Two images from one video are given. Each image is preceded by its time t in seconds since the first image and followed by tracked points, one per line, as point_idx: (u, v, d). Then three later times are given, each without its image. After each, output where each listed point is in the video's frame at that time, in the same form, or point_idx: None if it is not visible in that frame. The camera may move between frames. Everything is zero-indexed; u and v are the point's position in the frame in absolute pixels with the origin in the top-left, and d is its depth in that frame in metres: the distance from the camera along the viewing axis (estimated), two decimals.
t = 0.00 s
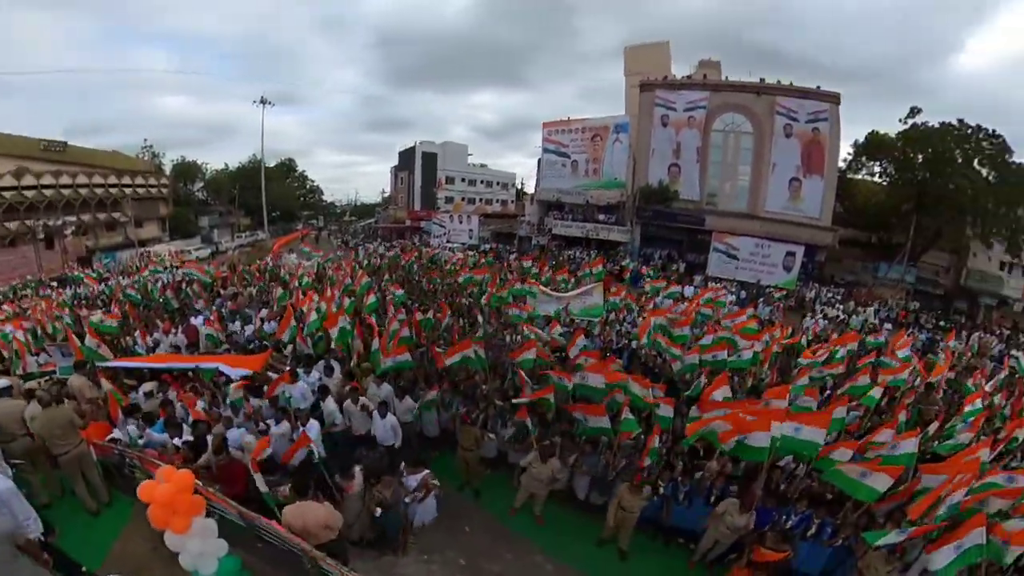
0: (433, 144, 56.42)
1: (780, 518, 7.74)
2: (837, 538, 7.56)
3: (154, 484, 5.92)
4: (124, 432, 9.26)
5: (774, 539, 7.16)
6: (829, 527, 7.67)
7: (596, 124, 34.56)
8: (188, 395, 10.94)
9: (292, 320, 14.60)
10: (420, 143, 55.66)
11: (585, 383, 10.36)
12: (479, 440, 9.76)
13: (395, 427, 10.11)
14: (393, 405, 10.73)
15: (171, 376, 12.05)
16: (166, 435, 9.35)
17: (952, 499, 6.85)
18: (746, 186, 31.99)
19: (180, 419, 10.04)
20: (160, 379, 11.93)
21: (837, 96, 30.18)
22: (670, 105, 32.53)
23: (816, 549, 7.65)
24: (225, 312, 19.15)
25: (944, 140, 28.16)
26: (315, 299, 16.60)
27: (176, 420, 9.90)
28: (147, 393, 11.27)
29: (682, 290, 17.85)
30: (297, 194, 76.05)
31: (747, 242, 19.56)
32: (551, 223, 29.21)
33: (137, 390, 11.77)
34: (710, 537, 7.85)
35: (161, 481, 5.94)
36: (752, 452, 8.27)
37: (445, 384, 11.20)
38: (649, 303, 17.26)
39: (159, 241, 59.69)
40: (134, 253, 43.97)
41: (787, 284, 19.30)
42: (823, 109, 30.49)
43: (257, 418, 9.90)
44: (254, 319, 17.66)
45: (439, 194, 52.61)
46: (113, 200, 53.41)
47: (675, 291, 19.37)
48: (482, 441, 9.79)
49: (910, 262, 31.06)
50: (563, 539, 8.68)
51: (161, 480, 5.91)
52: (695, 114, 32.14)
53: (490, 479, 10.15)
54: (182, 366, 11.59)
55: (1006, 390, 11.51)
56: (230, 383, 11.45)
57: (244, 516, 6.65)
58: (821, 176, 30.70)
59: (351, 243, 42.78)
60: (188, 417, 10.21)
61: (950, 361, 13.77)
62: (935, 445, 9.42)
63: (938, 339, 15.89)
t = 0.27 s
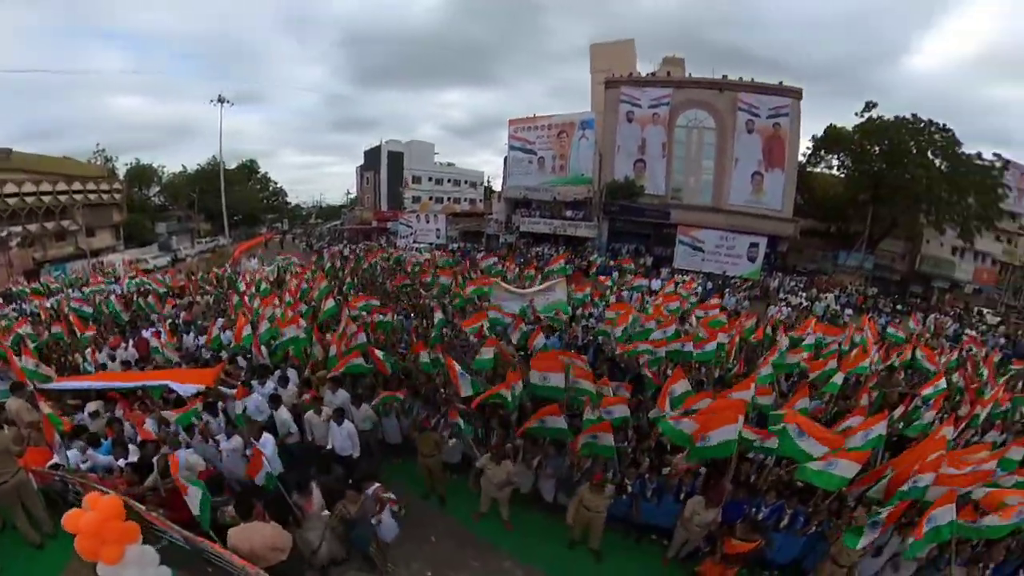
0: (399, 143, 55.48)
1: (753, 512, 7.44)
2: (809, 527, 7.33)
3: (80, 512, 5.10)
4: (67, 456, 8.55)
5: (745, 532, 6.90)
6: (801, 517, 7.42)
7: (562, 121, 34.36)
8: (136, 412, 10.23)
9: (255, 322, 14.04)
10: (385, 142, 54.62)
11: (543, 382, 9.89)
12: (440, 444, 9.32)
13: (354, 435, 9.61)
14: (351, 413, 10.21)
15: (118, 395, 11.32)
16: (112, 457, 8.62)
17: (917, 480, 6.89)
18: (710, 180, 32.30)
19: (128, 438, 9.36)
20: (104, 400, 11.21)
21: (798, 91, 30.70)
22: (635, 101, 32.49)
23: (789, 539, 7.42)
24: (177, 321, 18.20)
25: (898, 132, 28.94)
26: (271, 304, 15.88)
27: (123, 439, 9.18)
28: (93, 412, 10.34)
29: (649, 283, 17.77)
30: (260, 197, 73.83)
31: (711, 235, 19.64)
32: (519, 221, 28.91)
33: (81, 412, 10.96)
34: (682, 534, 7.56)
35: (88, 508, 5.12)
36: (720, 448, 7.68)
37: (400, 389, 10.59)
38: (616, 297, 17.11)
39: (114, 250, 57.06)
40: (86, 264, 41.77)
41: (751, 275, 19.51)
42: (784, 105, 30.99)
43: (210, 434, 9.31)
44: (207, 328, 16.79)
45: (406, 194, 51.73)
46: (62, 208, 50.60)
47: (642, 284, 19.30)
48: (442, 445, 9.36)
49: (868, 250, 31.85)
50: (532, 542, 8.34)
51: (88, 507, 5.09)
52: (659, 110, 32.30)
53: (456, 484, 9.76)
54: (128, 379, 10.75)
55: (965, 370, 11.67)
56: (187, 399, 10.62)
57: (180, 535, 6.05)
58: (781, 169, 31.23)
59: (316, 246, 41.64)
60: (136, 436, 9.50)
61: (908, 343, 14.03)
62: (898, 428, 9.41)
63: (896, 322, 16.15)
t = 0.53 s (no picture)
0: (364, 143, 54.44)
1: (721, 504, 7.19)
2: (779, 515, 7.19)
3: (9, 546, 4.63)
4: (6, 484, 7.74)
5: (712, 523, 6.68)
6: (770, 507, 7.28)
7: (528, 118, 34.13)
8: (82, 435, 9.37)
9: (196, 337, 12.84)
10: (349, 142, 53.61)
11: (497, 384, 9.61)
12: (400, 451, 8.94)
13: (310, 445, 9.07)
14: (305, 423, 9.74)
15: (62, 417, 10.40)
16: (56, 482, 7.95)
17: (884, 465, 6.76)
18: (674, 175, 32.44)
19: (76, 461, 8.76)
20: (49, 421, 10.42)
21: (757, 88, 31.37)
22: (600, 98, 32.26)
23: (761, 529, 7.28)
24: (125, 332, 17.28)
25: (853, 125, 29.54)
26: (223, 313, 15.15)
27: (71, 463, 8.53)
28: (36, 437, 9.91)
29: (614, 278, 17.75)
30: (220, 201, 71.44)
31: (676, 228, 19.74)
32: (485, 219, 28.56)
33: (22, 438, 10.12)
34: (653, 531, 7.36)
35: (18, 542, 4.66)
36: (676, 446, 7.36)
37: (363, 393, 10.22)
38: (581, 292, 16.91)
39: (65, 262, 54.28)
40: (32, 277, 39.57)
41: (716, 266, 19.73)
42: (745, 101, 31.63)
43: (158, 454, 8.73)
44: (157, 339, 15.96)
45: (372, 195, 50.81)
46: (6, 219, 47.77)
47: (609, 279, 19.24)
48: (403, 451, 8.98)
49: (827, 239, 32.63)
50: (500, 547, 8.06)
51: (18, 540, 4.64)
52: (623, 107, 32.20)
53: (421, 491, 9.42)
54: (44, 407, 8.82)
55: (921, 350, 11.89)
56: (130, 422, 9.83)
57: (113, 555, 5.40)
58: (743, 163, 31.78)
59: (279, 251, 40.41)
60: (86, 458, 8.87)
61: (866, 327, 14.28)
62: (859, 413, 9.50)
63: (856, 307, 16.46)
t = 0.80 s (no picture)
0: (327, 144, 53.29)
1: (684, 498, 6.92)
2: (744, 505, 6.92)
3: None
4: None
5: (675, 515, 6.41)
6: (734, 497, 7.00)
7: (493, 117, 33.79)
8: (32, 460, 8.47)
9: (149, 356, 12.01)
10: (312, 143, 52.41)
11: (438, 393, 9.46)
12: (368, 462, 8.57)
13: (269, 462, 8.55)
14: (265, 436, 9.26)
15: None
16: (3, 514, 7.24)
17: (845, 452, 6.54)
18: (639, 171, 32.43)
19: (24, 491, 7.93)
20: None
21: (719, 84, 31.78)
22: (564, 95, 32.12)
23: (726, 521, 6.99)
24: (68, 346, 16.31)
25: (812, 119, 30.05)
26: (174, 323, 14.42)
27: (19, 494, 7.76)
28: None
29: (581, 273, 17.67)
30: (180, 207, 68.99)
31: (641, 222, 19.79)
32: (452, 219, 28.21)
33: None
34: (619, 529, 7.15)
35: None
36: (624, 441, 7.16)
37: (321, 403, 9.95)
38: (548, 289, 16.72)
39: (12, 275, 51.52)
40: None
41: (682, 259, 19.88)
42: (707, 97, 32.02)
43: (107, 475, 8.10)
44: (103, 352, 15.12)
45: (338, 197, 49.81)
46: None
47: (576, 275, 19.15)
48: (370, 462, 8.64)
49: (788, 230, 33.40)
50: (464, 552, 7.85)
51: None
52: (588, 105, 32.06)
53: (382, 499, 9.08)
54: None
55: (878, 333, 12.07)
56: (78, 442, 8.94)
57: None
58: (706, 158, 32.23)
59: (241, 257, 39.20)
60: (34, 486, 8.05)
61: (825, 312, 14.50)
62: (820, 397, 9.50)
63: (816, 295, 16.74)
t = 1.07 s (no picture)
0: (289, 146, 52.01)
1: (646, 493, 6.70)
2: (707, 496, 6.74)
3: None
4: None
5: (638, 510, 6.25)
6: (697, 488, 6.82)
7: (457, 115, 33.42)
8: None
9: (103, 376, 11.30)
10: (274, 145, 51.09)
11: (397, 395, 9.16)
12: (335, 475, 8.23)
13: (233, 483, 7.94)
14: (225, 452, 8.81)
15: None
16: None
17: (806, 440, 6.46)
18: (604, 167, 32.47)
19: None
20: None
21: (681, 81, 32.11)
22: (529, 93, 31.93)
23: (691, 513, 6.80)
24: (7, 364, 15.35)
25: (772, 114, 30.57)
26: (120, 334, 13.70)
27: None
28: None
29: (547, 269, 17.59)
30: (136, 215, 66.35)
31: (607, 218, 19.82)
32: (419, 219, 27.82)
33: None
34: (585, 527, 7.00)
35: None
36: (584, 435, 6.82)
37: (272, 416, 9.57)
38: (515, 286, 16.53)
39: None
40: None
41: (647, 253, 20.02)
42: (670, 94, 32.34)
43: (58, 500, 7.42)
44: (46, 369, 14.25)
45: (302, 201, 48.68)
46: None
47: (544, 272, 19.07)
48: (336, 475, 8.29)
49: (751, 222, 34.11)
50: (430, 558, 7.64)
51: None
52: (553, 102, 31.92)
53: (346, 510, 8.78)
54: None
55: (838, 319, 12.18)
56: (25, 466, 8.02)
57: None
58: (669, 153, 32.63)
59: (201, 265, 37.89)
60: None
61: (786, 299, 14.66)
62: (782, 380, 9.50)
63: (779, 283, 16.95)
